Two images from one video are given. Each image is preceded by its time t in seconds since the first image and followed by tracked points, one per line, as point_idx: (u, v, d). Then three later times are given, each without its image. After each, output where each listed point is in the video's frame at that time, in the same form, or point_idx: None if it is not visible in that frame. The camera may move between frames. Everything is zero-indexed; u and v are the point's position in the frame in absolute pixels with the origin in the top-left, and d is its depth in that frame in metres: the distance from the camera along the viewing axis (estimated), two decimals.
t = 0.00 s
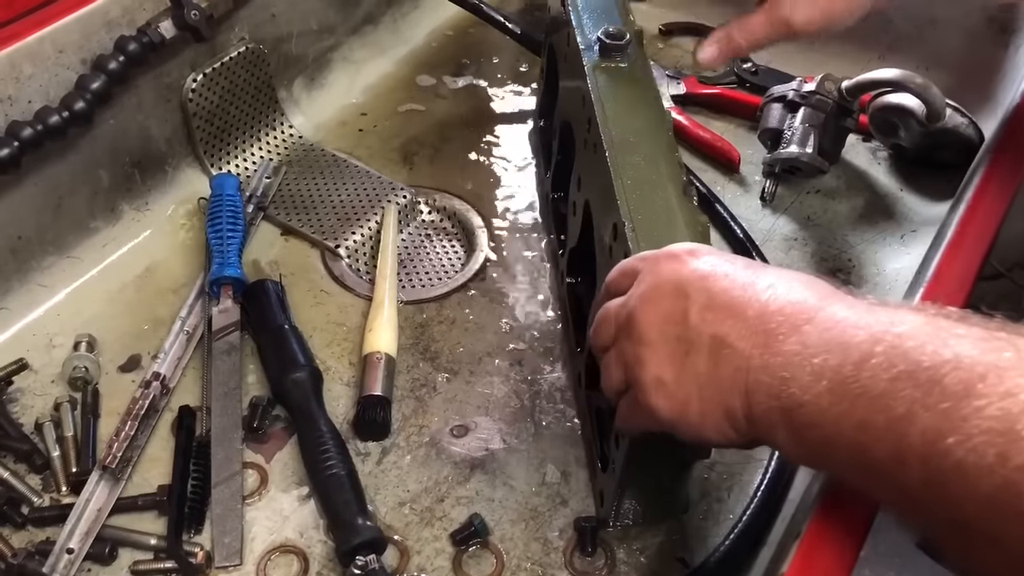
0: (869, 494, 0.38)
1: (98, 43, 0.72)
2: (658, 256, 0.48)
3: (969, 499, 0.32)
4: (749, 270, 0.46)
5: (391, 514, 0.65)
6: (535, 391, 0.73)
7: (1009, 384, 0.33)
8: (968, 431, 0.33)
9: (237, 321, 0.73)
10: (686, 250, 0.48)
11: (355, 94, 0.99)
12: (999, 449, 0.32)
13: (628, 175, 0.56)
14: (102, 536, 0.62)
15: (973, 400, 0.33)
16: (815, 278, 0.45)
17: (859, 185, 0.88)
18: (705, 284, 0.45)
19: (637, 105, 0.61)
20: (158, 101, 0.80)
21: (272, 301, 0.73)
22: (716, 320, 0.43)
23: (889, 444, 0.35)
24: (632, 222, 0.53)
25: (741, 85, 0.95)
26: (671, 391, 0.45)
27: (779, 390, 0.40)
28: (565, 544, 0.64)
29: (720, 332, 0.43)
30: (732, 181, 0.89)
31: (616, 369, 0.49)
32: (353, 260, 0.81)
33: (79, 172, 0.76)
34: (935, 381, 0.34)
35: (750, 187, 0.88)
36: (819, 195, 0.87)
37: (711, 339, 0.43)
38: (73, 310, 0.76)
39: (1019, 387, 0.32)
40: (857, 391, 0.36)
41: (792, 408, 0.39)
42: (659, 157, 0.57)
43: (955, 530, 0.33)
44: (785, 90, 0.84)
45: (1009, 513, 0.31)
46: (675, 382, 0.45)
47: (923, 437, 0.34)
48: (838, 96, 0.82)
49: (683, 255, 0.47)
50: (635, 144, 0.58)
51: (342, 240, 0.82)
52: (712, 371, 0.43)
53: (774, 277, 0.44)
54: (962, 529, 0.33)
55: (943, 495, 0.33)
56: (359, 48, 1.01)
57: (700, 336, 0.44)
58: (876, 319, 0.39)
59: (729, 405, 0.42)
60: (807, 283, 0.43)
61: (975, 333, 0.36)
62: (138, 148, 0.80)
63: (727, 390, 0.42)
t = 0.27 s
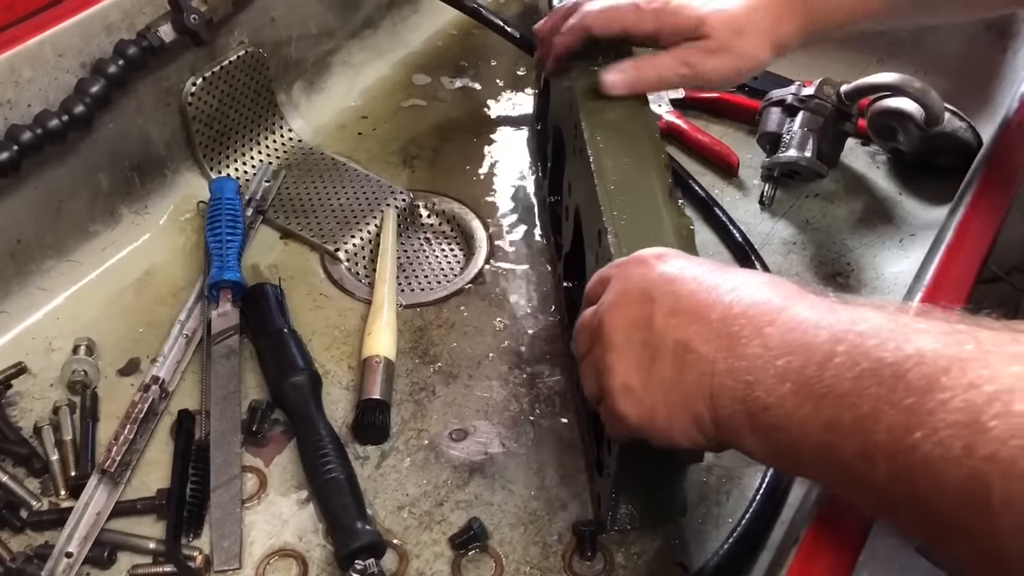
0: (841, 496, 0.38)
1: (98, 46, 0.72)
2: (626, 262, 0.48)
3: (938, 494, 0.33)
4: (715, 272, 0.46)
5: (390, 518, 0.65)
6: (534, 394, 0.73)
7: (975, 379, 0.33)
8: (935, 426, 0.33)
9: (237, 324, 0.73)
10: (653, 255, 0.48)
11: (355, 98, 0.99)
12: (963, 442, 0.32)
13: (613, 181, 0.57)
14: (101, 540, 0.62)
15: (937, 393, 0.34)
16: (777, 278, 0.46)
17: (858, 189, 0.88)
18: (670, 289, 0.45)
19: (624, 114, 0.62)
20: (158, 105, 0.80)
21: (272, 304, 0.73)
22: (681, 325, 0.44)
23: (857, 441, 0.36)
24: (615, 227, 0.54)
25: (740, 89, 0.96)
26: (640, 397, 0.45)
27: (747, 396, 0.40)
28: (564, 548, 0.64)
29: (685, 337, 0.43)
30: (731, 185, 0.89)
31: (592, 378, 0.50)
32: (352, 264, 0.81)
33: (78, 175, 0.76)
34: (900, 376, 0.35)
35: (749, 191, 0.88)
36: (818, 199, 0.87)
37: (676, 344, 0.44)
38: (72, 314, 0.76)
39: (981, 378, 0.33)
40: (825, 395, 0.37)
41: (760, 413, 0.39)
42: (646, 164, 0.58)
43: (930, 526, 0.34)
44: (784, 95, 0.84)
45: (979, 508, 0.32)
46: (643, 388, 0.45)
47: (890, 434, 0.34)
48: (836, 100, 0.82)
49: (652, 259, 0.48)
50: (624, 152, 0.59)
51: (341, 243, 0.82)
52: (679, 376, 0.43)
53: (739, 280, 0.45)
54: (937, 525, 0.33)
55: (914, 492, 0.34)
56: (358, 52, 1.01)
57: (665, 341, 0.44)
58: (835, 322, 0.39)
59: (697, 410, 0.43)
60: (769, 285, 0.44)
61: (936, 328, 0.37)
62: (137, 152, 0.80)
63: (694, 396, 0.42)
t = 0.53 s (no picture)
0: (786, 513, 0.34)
1: (99, 49, 0.72)
2: (534, 288, 0.47)
3: (844, 492, 0.30)
4: (619, 283, 0.44)
5: (391, 520, 0.65)
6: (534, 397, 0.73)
7: (899, 367, 0.30)
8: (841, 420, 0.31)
9: (238, 327, 0.73)
10: (564, 275, 0.46)
11: (355, 100, 0.99)
12: (874, 438, 0.30)
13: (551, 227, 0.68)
14: (102, 542, 0.62)
15: (836, 394, 0.31)
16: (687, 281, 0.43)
17: (858, 192, 0.88)
18: (574, 310, 0.43)
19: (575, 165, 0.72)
20: (159, 107, 0.80)
21: (273, 306, 0.73)
22: (587, 351, 0.41)
23: (765, 454, 0.33)
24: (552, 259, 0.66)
25: (740, 92, 0.96)
26: (563, 427, 0.44)
27: (652, 415, 0.38)
28: (564, 550, 0.64)
29: (586, 364, 0.41)
30: (731, 188, 0.89)
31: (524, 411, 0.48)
32: (353, 266, 0.81)
33: (80, 177, 0.76)
34: (805, 375, 0.32)
35: (749, 194, 0.88)
36: (818, 202, 0.87)
37: (580, 372, 0.42)
38: (73, 316, 0.76)
39: (882, 369, 0.30)
40: (715, 409, 0.35)
41: (680, 434, 0.36)
42: (579, 219, 0.67)
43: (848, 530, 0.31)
44: (784, 98, 0.85)
45: (888, 499, 0.29)
46: (566, 421, 0.43)
47: (799, 444, 0.32)
48: (836, 104, 0.82)
49: (569, 280, 0.46)
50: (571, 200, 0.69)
51: (342, 246, 0.82)
52: (591, 405, 0.41)
53: (645, 288, 0.42)
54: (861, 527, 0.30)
55: (821, 492, 0.31)
56: (359, 54, 1.01)
57: (571, 370, 0.42)
58: (724, 326, 0.36)
59: (613, 435, 0.41)
60: (675, 289, 0.42)
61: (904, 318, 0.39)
62: (139, 154, 0.81)
63: (608, 422, 0.41)
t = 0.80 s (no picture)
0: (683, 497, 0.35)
1: (103, 51, 0.73)
2: (422, 319, 0.49)
3: (722, 452, 0.32)
4: (498, 301, 0.46)
5: (393, 522, 0.65)
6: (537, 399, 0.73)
7: (763, 325, 0.32)
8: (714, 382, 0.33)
9: (240, 330, 0.73)
10: (450, 302, 0.48)
11: (357, 103, 0.99)
12: (741, 394, 0.32)
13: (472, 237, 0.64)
14: (104, 543, 0.62)
15: (703, 365, 0.33)
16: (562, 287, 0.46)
17: (859, 195, 0.88)
18: (458, 336, 0.46)
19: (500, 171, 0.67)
20: (162, 110, 0.80)
21: (275, 308, 0.73)
22: (475, 374, 0.44)
23: (648, 437, 0.35)
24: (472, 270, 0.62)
25: (742, 95, 0.96)
26: (474, 452, 0.47)
27: (543, 426, 0.40)
28: (564, 552, 0.64)
29: (476, 384, 0.44)
30: (733, 191, 0.89)
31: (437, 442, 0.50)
32: (355, 269, 0.81)
33: (83, 179, 0.76)
34: (674, 354, 0.34)
35: (751, 197, 0.89)
36: (820, 205, 0.87)
37: (473, 394, 0.44)
38: (76, 317, 0.77)
39: (742, 333, 0.32)
40: (599, 407, 0.37)
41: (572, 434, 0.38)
42: (488, 202, 0.66)
43: (733, 491, 0.33)
44: (786, 101, 0.85)
45: (765, 460, 0.31)
46: (477, 445, 0.46)
47: (676, 421, 0.34)
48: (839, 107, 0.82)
49: (456, 305, 0.48)
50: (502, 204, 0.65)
51: (344, 248, 0.83)
52: (489, 425, 0.44)
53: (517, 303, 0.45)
54: (750, 487, 0.32)
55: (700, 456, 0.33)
56: (361, 57, 1.01)
57: (465, 396, 0.45)
58: (591, 327, 0.39)
59: (514, 450, 0.44)
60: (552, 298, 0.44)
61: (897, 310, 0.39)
62: (141, 156, 0.81)
63: (510, 437, 0.43)
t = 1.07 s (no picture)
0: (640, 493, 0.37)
1: (105, 54, 0.73)
2: (393, 332, 0.50)
3: (678, 447, 0.34)
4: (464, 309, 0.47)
5: (395, 526, 0.65)
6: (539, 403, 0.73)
7: (721, 318, 0.33)
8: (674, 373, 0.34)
9: (242, 332, 0.73)
10: (418, 314, 0.48)
11: (359, 105, 0.99)
12: (700, 387, 0.33)
13: (452, 242, 0.63)
14: (106, 546, 0.62)
15: (663, 360, 0.34)
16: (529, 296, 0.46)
17: (861, 199, 0.88)
18: (425, 351, 0.46)
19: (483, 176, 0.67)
20: (164, 113, 0.80)
21: (277, 311, 0.73)
22: (443, 387, 0.45)
23: (612, 436, 0.36)
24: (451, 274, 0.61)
25: (744, 98, 0.96)
26: (446, 465, 0.48)
27: (509, 436, 0.41)
28: (565, 556, 0.64)
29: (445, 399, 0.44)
30: (735, 194, 0.89)
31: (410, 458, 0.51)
32: (356, 271, 0.81)
33: (85, 182, 0.76)
34: (635, 351, 0.35)
35: (753, 200, 0.89)
36: (822, 208, 0.87)
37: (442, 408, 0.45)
38: (78, 320, 0.77)
39: (701, 325, 0.34)
40: (562, 413, 0.38)
41: (535, 437, 0.40)
42: (470, 210, 0.65)
43: (692, 483, 0.34)
44: (788, 104, 0.84)
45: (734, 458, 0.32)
46: (449, 457, 0.47)
47: (637, 418, 0.35)
48: (840, 110, 0.82)
49: (425, 318, 0.48)
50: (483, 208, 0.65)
51: (345, 250, 0.82)
52: (461, 437, 0.45)
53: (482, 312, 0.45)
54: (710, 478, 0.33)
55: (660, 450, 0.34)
56: (363, 60, 1.01)
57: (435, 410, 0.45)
58: (553, 333, 0.40)
59: (484, 462, 0.45)
60: (519, 306, 0.45)
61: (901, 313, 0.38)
62: (143, 158, 0.81)
63: (477, 447, 0.44)
